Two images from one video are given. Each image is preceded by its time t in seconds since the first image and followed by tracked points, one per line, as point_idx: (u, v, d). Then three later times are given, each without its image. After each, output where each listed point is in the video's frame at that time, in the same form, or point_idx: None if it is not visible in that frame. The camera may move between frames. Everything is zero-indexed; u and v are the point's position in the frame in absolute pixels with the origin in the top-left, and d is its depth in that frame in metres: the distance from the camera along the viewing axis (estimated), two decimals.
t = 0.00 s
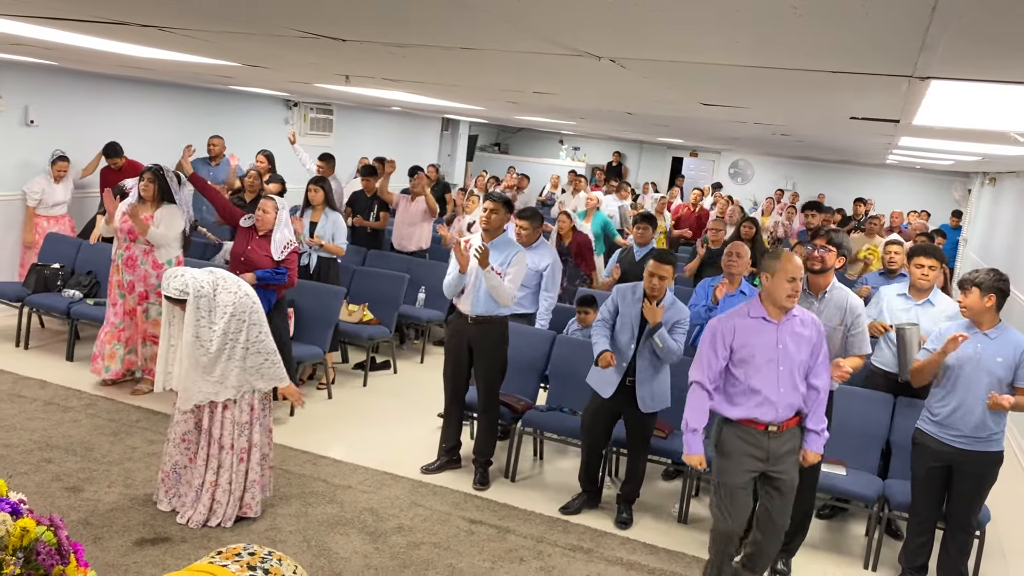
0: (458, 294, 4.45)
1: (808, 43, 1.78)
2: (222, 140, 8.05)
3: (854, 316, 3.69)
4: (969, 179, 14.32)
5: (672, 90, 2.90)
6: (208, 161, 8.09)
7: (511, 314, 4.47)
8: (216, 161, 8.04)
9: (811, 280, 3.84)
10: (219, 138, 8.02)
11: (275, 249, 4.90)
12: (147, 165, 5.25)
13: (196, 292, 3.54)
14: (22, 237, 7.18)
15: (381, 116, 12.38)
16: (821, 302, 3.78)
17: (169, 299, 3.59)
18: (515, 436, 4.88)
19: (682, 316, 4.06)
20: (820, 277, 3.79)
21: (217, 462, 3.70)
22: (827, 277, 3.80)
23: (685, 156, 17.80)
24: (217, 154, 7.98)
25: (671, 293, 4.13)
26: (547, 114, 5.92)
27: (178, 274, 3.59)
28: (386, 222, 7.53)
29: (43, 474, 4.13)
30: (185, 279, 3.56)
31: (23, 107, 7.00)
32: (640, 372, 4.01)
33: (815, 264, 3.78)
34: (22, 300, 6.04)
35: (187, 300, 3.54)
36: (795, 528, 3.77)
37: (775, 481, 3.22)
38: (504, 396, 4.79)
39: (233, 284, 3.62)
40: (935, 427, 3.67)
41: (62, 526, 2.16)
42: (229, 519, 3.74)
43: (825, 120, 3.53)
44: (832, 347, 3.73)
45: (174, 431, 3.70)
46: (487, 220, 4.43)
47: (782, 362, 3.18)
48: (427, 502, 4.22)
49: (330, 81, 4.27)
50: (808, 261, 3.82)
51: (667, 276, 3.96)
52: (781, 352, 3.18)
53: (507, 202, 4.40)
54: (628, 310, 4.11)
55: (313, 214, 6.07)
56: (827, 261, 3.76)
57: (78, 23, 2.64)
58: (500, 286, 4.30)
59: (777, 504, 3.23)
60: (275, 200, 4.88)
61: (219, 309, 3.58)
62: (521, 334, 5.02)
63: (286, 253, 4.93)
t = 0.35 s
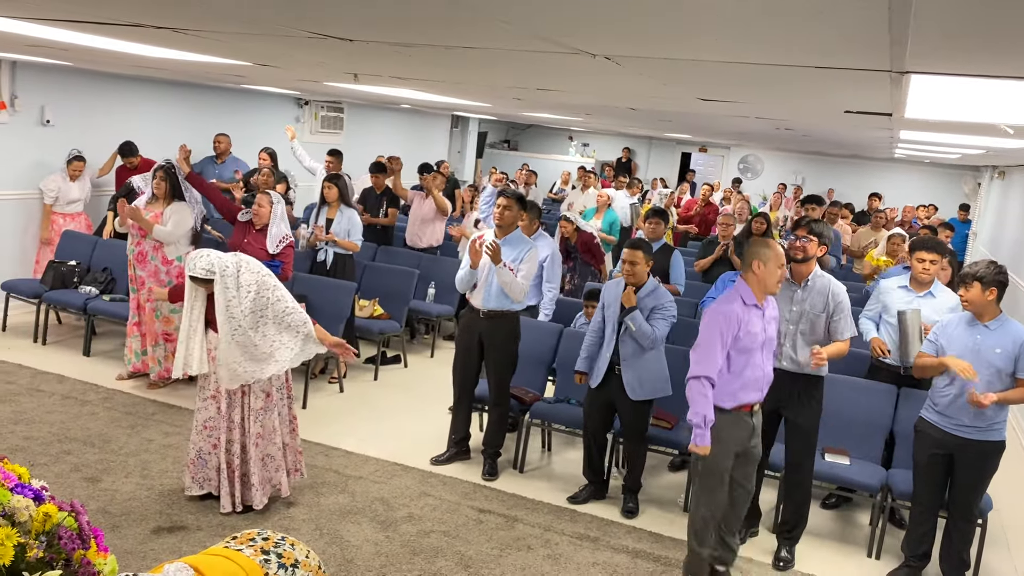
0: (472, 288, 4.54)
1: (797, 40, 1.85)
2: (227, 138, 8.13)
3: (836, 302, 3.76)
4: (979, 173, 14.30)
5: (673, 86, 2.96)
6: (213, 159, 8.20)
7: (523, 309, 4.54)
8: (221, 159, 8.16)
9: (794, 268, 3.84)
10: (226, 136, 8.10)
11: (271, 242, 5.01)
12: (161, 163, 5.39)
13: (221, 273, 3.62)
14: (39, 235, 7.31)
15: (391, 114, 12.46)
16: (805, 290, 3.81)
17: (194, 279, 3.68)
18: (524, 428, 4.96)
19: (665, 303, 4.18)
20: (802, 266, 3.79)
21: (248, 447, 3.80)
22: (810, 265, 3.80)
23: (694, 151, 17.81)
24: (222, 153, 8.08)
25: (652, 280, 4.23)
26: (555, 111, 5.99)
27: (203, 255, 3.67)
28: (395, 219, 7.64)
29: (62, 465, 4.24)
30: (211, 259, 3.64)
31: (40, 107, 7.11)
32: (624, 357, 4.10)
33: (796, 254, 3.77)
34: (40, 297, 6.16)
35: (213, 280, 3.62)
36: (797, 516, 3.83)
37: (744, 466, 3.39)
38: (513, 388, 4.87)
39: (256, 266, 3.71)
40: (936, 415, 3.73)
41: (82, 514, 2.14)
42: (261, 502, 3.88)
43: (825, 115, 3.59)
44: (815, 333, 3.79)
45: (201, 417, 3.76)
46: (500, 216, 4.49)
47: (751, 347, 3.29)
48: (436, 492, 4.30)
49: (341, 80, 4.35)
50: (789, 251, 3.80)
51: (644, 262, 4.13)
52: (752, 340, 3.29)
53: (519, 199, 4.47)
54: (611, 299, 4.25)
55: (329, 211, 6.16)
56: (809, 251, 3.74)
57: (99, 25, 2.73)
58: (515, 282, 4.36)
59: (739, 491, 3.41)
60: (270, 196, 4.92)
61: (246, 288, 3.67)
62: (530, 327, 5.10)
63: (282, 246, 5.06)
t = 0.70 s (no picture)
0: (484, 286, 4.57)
1: (796, 37, 1.88)
2: (232, 139, 8.24)
3: (830, 291, 3.78)
4: (989, 167, 14.24)
5: (677, 84, 2.99)
6: (220, 159, 8.28)
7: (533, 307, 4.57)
8: (228, 159, 8.24)
9: (788, 261, 3.85)
10: (230, 137, 8.21)
11: (272, 240, 5.07)
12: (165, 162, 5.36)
13: (241, 269, 3.68)
14: (52, 236, 7.39)
15: (400, 113, 12.52)
16: (801, 282, 3.83)
17: (214, 273, 3.71)
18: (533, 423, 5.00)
19: (651, 293, 4.13)
20: (796, 259, 3.79)
21: (265, 444, 3.85)
22: (804, 257, 3.81)
23: (703, 148, 17.81)
24: (229, 153, 8.16)
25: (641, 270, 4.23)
26: (562, 108, 6.02)
27: (224, 251, 3.71)
28: (405, 218, 7.70)
29: (79, 462, 4.30)
30: (231, 254, 3.69)
31: (52, 109, 7.19)
32: (613, 350, 4.13)
33: (791, 248, 3.75)
34: (55, 297, 6.23)
35: (233, 275, 3.67)
36: (802, 505, 3.89)
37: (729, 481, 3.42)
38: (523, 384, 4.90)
39: (274, 267, 3.79)
40: (943, 409, 3.75)
41: (101, 508, 2.21)
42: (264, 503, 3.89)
43: (829, 110, 3.62)
44: (813, 323, 3.81)
45: (214, 416, 3.80)
46: (512, 214, 4.57)
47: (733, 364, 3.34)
48: (448, 487, 4.34)
49: (349, 80, 4.40)
50: (783, 244, 3.78)
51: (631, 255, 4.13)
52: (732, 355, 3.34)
53: (531, 196, 4.50)
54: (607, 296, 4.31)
55: (345, 211, 6.19)
56: (802, 244, 3.73)
57: (113, 29, 2.78)
58: (523, 280, 4.40)
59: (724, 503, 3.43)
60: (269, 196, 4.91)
61: (265, 287, 3.75)
62: (539, 323, 5.13)
63: (283, 243, 5.11)
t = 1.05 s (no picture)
0: (494, 287, 4.57)
1: (803, 36, 1.88)
2: (243, 143, 8.28)
3: (841, 286, 3.79)
4: (1001, 163, 14.16)
5: (686, 84, 2.98)
6: (231, 162, 8.33)
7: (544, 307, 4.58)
8: (239, 163, 8.29)
9: (799, 257, 3.82)
10: (241, 141, 8.25)
11: (291, 241, 5.11)
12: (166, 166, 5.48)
13: (256, 274, 3.70)
14: (66, 240, 7.44)
15: (409, 115, 12.55)
16: (811, 278, 3.82)
17: (230, 277, 3.73)
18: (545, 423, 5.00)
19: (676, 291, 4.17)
20: (807, 256, 3.76)
21: (270, 449, 3.83)
22: (815, 254, 3.79)
23: (712, 146, 17.78)
24: (239, 156, 8.21)
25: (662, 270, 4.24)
26: (572, 108, 6.01)
27: (241, 254, 3.73)
28: (414, 219, 7.72)
29: (95, 466, 4.33)
30: (247, 259, 3.71)
31: (65, 115, 7.23)
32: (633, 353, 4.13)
33: (802, 245, 3.73)
34: (69, 301, 6.28)
35: (248, 280, 3.69)
36: (816, 501, 3.89)
37: (694, 436, 3.46)
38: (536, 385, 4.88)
39: (290, 272, 3.82)
40: (957, 407, 3.74)
41: (118, 512, 2.25)
42: (266, 506, 3.86)
43: (840, 108, 3.60)
44: (824, 318, 3.79)
45: (224, 415, 3.84)
46: (522, 214, 4.58)
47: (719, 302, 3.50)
48: (460, 488, 4.35)
49: (359, 83, 4.41)
50: (794, 241, 3.76)
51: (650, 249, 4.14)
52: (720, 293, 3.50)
53: (541, 197, 4.50)
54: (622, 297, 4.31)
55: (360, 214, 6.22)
56: (814, 241, 3.73)
57: (124, 35, 2.80)
58: (534, 280, 4.41)
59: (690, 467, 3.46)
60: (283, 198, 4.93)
61: (279, 292, 3.77)
62: (550, 323, 5.14)
63: (301, 244, 5.16)
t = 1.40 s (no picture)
0: (499, 289, 4.57)
1: (817, 34, 1.83)
2: (250, 147, 8.21)
3: (859, 291, 3.73)
4: (1008, 160, 14.07)
5: (694, 83, 2.94)
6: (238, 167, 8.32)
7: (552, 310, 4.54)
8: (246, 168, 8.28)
9: (813, 260, 3.79)
10: (248, 146, 8.20)
11: (311, 244, 5.14)
12: (162, 170, 5.37)
13: (258, 280, 3.67)
14: (69, 246, 7.42)
15: (413, 118, 12.52)
16: (827, 281, 3.78)
17: (233, 283, 3.70)
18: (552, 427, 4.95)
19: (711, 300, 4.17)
20: (822, 257, 3.73)
21: (272, 456, 3.79)
22: (829, 255, 3.76)
23: (717, 146, 17.72)
24: (246, 161, 8.18)
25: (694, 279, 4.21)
26: (576, 110, 5.96)
27: (244, 261, 3.70)
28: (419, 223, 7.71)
29: (99, 474, 4.30)
30: (250, 265, 3.68)
31: (68, 121, 7.21)
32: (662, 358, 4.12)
33: (816, 246, 3.70)
34: (73, 308, 6.25)
35: (250, 286, 3.66)
36: (829, 505, 3.84)
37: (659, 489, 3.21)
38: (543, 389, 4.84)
39: (292, 277, 3.78)
40: (971, 408, 3.69)
41: (122, 523, 2.22)
42: (284, 512, 3.85)
43: (849, 107, 3.55)
44: (841, 322, 3.75)
45: (229, 418, 3.82)
46: (527, 217, 4.52)
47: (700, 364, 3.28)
48: (468, 494, 4.31)
49: (362, 86, 4.37)
50: (807, 243, 3.73)
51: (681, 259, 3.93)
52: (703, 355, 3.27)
53: (547, 199, 4.46)
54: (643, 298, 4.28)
55: (366, 218, 6.19)
56: (829, 242, 3.69)
57: (123, 40, 2.76)
58: (542, 283, 4.35)
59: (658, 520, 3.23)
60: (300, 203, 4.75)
61: (283, 298, 3.73)
62: (556, 326, 5.10)
63: (319, 246, 5.19)
